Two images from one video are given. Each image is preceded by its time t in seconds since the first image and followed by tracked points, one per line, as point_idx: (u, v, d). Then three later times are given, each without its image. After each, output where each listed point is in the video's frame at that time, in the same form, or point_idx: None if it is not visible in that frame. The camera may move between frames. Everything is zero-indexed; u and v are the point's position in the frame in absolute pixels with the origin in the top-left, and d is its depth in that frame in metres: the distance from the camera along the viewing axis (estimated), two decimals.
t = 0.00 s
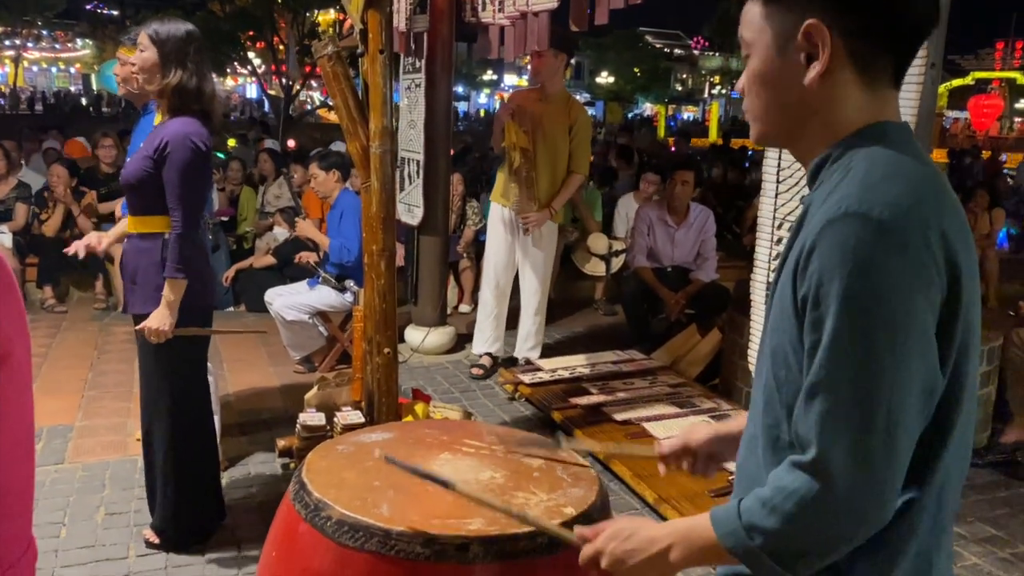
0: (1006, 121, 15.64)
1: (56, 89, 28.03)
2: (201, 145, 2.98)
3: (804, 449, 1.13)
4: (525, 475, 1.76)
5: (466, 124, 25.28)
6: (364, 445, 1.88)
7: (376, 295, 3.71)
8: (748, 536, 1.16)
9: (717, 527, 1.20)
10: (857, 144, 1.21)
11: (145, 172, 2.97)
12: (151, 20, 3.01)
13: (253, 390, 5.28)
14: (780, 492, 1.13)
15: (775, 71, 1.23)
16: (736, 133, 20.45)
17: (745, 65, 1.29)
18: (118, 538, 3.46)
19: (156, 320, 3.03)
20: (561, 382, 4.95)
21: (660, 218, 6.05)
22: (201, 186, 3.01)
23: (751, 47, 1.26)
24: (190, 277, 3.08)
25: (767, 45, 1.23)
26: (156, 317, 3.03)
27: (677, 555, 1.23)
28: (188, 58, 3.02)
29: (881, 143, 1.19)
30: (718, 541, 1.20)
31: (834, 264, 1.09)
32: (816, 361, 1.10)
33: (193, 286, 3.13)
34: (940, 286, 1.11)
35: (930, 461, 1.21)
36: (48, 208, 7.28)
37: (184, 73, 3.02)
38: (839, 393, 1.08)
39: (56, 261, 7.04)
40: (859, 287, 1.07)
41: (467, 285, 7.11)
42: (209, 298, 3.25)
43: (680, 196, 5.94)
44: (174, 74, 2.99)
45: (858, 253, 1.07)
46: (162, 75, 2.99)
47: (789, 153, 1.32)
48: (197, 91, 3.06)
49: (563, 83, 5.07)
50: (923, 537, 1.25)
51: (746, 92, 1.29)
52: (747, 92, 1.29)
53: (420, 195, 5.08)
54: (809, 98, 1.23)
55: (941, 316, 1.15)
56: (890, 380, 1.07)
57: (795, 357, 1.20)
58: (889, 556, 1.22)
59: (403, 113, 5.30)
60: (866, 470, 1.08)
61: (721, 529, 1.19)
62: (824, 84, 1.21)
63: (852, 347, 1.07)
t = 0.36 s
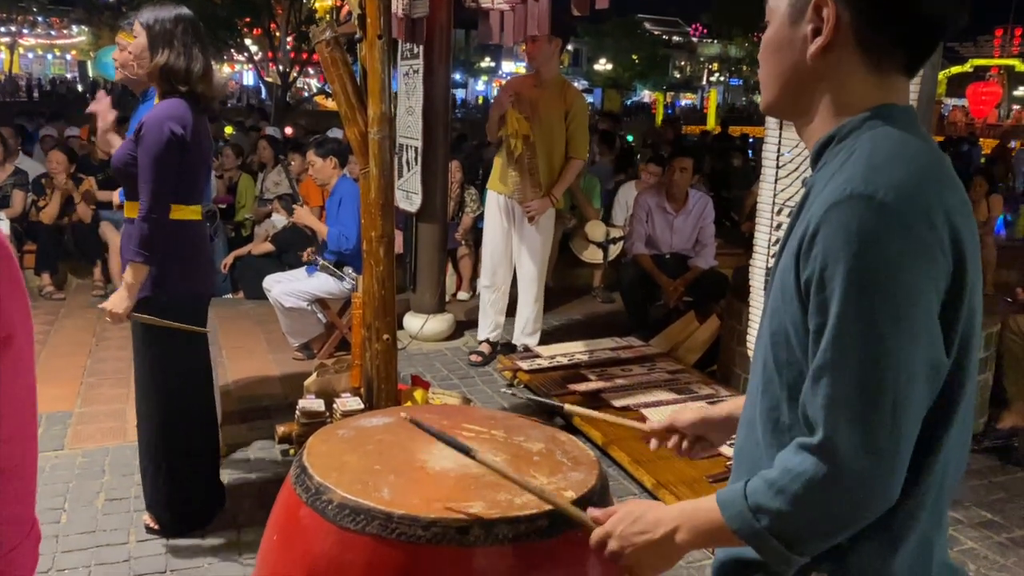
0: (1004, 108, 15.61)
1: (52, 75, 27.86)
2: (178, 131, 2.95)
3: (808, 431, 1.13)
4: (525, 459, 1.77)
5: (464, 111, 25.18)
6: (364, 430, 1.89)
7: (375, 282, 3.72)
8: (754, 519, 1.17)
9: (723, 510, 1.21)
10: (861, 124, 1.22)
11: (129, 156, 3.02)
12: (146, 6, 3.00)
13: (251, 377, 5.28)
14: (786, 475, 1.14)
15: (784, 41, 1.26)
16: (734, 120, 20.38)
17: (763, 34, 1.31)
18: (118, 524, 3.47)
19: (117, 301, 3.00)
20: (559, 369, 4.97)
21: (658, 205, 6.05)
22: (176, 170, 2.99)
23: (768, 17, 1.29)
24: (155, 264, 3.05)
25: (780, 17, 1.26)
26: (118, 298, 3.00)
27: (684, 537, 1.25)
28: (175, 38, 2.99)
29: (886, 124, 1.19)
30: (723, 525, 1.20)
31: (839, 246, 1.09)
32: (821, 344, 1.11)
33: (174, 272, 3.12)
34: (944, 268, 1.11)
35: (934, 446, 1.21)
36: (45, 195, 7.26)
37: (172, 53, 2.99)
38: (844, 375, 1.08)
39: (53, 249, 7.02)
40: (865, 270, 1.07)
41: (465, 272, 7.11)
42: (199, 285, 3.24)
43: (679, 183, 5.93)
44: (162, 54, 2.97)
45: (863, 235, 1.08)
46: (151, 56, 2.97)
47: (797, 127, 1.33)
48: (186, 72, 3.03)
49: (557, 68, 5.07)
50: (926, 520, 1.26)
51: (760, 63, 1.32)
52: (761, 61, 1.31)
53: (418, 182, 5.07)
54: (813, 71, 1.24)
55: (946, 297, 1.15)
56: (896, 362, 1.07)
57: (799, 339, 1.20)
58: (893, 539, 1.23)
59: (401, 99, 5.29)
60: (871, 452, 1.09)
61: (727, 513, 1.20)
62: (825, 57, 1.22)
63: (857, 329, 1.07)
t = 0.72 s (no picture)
0: (1007, 96, 15.56)
1: (52, 62, 27.78)
2: (182, 120, 2.94)
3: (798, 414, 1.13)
4: (527, 446, 1.78)
5: (465, 98, 25.09)
6: (366, 416, 1.90)
7: (377, 270, 3.71)
8: (738, 501, 1.17)
9: (703, 494, 1.21)
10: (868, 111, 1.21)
11: (132, 142, 3.02)
12: None
13: (252, 364, 5.29)
14: (770, 460, 1.14)
15: (789, 25, 1.25)
16: (737, 107, 20.30)
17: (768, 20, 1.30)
18: (120, 510, 3.48)
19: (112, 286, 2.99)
20: (560, 356, 4.98)
21: (660, 192, 6.04)
22: (179, 158, 2.98)
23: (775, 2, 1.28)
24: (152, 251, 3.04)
25: None
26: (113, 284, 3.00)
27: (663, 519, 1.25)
28: (164, 21, 2.93)
29: (892, 111, 1.19)
30: (703, 511, 1.21)
31: (837, 231, 1.09)
32: (813, 329, 1.10)
33: (173, 260, 3.12)
34: (943, 257, 1.11)
35: (933, 437, 1.21)
36: (46, 182, 7.24)
37: (162, 38, 2.95)
38: (835, 360, 1.08)
39: (54, 236, 7.01)
40: (861, 256, 1.07)
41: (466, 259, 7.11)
42: (200, 273, 3.24)
43: (681, 170, 5.91)
44: (152, 41, 2.94)
45: (860, 221, 1.07)
46: (143, 42, 2.94)
47: (803, 112, 1.32)
48: (179, 55, 3.00)
49: (558, 54, 5.05)
50: (925, 509, 1.25)
51: (768, 48, 1.31)
52: (767, 47, 1.30)
53: (419, 169, 5.06)
54: (819, 56, 1.23)
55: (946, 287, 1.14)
56: (885, 350, 1.07)
57: (796, 323, 1.20)
58: (893, 525, 1.23)
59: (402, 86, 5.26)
60: (855, 440, 1.09)
61: (706, 496, 1.20)
62: (833, 41, 1.21)
63: (849, 316, 1.07)
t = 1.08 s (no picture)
0: (1013, 86, 15.47)
1: (55, 50, 27.74)
2: (190, 104, 2.94)
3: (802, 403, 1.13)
4: (529, 433, 1.78)
5: (467, 87, 25.03)
6: (369, 403, 1.90)
7: (379, 258, 3.71)
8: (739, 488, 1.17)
9: (697, 483, 1.21)
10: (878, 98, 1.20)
11: (138, 130, 3.00)
12: None
13: (254, 352, 5.30)
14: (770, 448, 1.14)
15: (797, 9, 1.25)
16: (740, 97, 20.22)
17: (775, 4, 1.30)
18: (124, 497, 3.49)
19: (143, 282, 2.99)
20: (562, 345, 4.98)
21: (663, 181, 6.02)
22: (190, 146, 2.98)
23: None
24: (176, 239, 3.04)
25: None
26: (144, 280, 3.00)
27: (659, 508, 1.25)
28: (163, 7, 2.92)
29: (902, 99, 1.18)
30: (701, 500, 1.20)
31: (847, 221, 1.08)
32: (819, 317, 1.10)
33: (178, 248, 3.13)
34: (952, 247, 1.10)
35: (938, 425, 1.20)
36: (49, 170, 7.24)
37: (161, 26, 2.94)
38: (841, 349, 1.08)
39: (57, 224, 7.02)
40: (870, 246, 1.06)
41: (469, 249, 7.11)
42: (205, 262, 3.24)
43: (684, 159, 5.89)
44: (151, 28, 2.93)
45: (870, 210, 1.07)
46: (142, 30, 2.93)
47: (810, 98, 1.32)
48: (178, 41, 3.00)
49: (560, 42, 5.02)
50: (928, 497, 1.25)
51: (774, 33, 1.30)
52: (773, 32, 1.30)
53: (422, 157, 5.05)
54: (827, 41, 1.23)
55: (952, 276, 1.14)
56: (892, 340, 1.07)
57: (801, 312, 1.20)
58: (894, 511, 1.23)
59: (405, 74, 5.24)
60: (858, 429, 1.09)
61: (700, 483, 1.20)
62: (841, 25, 1.21)
63: (856, 305, 1.07)
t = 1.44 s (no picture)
0: (1018, 77, 15.41)
1: (58, 40, 27.71)
2: (190, 94, 2.93)
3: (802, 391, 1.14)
4: (530, 420, 1.79)
5: (471, 77, 24.99)
6: (370, 390, 1.91)
7: (382, 247, 3.72)
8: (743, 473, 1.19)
9: (714, 460, 1.23)
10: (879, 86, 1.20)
11: (138, 118, 3.00)
12: None
13: (257, 342, 5.31)
14: (774, 432, 1.16)
15: None
16: (744, 88, 20.14)
17: None
18: (128, 484, 3.51)
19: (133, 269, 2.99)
20: (565, 335, 4.99)
21: (666, 171, 6.01)
22: (190, 134, 2.98)
23: None
24: (172, 227, 3.05)
25: None
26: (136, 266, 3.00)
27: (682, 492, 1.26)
28: None
29: (902, 86, 1.17)
30: (717, 479, 1.23)
31: (845, 210, 1.08)
32: (818, 305, 1.11)
33: (178, 238, 3.13)
34: (951, 235, 1.10)
35: (940, 413, 1.21)
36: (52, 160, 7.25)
37: (162, 15, 2.95)
38: (840, 338, 1.08)
39: (60, 214, 7.03)
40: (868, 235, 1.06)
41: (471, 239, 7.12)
42: (208, 251, 3.24)
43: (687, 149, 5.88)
44: (153, 16, 2.94)
45: (867, 199, 1.07)
46: (144, 18, 2.93)
47: (810, 86, 1.31)
48: (180, 29, 3.00)
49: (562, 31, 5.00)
50: (926, 484, 1.26)
51: (775, 21, 1.30)
52: (773, 19, 1.29)
53: (425, 147, 5.04)
54: (827, 28, 1.22)
55: (954, 264, 1.14)
56: (891, 328, 1.07)
57: (802, 300, 1.20)
58: (891, 499, 1.23)
59: (407, 63, 5.24)
60: (859, 416, 1.10)
61: (716, 461, 1.23)
62: (841, 13, 1.20)
63: (854, 292, 1.07)
